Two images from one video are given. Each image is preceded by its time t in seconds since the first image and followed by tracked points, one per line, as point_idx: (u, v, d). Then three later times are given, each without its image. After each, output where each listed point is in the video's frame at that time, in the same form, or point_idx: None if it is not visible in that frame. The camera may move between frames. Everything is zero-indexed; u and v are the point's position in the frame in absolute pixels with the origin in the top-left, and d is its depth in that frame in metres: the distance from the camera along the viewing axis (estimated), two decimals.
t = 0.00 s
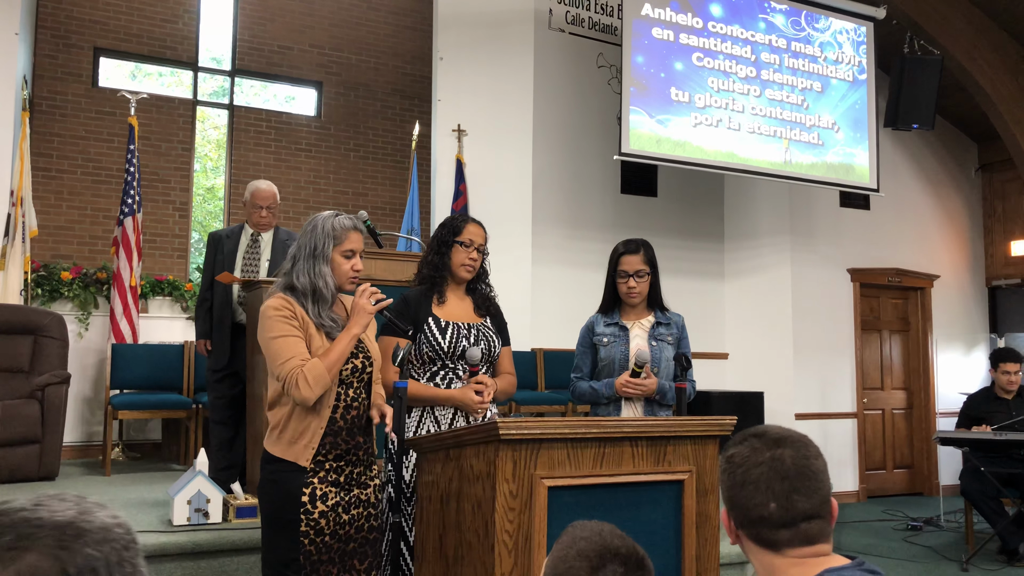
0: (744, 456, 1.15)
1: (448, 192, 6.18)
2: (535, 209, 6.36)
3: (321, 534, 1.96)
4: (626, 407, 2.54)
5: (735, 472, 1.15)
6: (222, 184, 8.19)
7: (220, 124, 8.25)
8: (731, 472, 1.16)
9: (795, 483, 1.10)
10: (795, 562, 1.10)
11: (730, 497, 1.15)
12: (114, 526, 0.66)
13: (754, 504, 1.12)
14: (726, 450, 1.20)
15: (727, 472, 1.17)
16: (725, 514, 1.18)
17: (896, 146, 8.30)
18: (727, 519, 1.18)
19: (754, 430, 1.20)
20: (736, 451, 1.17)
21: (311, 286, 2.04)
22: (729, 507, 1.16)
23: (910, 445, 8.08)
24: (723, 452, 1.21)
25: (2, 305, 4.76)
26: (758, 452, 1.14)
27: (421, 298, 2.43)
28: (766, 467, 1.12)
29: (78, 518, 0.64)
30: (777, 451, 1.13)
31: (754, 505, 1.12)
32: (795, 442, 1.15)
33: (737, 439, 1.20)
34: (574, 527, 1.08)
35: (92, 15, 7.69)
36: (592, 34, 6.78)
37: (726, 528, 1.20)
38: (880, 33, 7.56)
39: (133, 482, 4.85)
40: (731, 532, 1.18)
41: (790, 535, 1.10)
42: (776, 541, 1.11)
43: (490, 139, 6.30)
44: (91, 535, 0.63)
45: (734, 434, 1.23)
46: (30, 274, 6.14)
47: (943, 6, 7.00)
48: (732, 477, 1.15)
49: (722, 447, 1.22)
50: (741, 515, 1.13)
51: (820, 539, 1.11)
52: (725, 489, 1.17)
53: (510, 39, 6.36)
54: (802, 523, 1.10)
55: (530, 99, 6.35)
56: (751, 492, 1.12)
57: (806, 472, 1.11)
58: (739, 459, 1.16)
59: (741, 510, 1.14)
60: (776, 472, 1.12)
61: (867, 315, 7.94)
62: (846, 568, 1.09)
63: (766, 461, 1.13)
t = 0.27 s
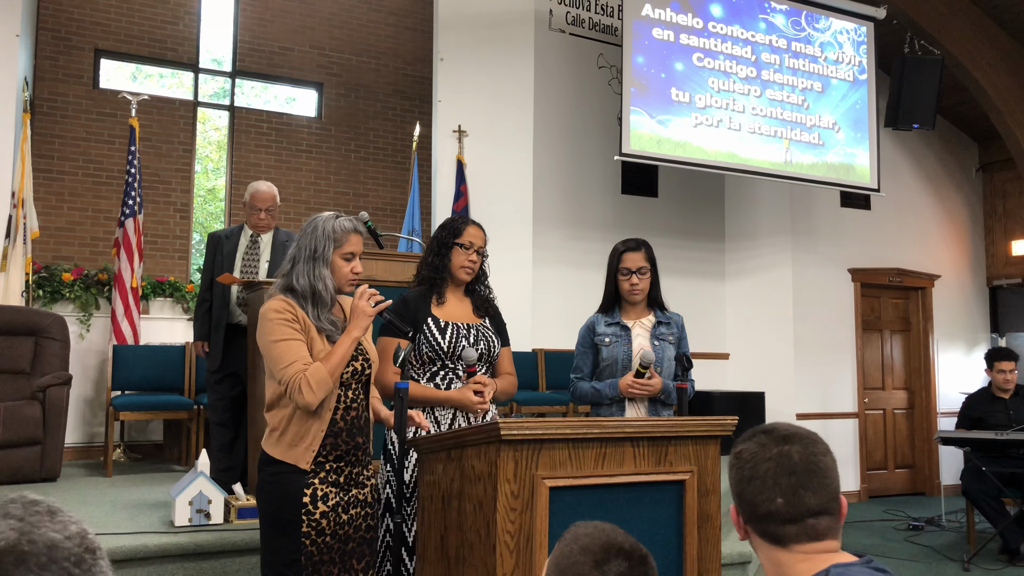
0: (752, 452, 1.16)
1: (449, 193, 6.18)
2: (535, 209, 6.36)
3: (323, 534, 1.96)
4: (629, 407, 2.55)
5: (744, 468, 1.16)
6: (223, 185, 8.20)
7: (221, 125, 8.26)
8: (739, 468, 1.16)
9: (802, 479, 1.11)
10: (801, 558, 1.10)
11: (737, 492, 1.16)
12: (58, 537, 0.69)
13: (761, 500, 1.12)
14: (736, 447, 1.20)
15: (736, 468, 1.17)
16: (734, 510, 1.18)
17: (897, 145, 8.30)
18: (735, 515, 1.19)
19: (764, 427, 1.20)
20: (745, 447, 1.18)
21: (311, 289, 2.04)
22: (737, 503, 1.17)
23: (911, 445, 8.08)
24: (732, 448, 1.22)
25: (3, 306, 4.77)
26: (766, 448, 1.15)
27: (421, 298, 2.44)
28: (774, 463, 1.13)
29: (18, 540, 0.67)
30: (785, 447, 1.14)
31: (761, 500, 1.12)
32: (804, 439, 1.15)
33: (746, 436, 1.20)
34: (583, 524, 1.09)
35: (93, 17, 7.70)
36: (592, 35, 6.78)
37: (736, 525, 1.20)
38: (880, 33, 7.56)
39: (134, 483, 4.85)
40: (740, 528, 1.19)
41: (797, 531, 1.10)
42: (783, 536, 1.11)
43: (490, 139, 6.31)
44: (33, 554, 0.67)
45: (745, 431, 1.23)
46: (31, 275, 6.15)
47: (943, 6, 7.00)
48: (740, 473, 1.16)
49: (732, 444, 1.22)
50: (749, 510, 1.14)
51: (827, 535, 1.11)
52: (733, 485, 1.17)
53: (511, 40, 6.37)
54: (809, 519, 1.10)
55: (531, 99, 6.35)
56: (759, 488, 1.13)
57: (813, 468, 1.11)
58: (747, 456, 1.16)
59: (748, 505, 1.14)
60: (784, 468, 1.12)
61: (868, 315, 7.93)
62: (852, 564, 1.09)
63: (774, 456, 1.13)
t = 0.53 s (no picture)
0: (750, 450, 1.16)
1: (450, 192, 6.18)
2: (537, 208, 6.36)
3: (325, 532, 1.96)
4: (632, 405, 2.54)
5: (744, 466, 1.16)
6: (224, 184, 8.21)
7: (222, 125, 8.27)
8: (740, 466, 1.16)
9: (799, 474, 1.11)
10: (804, 553, 1.11)
11: (737, 490, 1.16)
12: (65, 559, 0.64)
13: (761, 497, 1.12)
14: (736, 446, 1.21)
15: (737, 466, 1.17)
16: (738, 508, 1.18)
17: (898, 144, 8.29)
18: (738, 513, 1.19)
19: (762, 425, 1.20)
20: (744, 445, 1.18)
21: (314, 288, 2.04)
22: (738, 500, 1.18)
23: (914, 444, 8.07)
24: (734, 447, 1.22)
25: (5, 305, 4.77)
26: (763, 445, 1.15)
27: (422, 297, 2.43)
28: (772, 461, 1.13)
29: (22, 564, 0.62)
30: (782, 443, 1.13)
31: (759, 496, 1.13)
32: (801, 434, 1.14)
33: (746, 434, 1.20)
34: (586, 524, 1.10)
35: (94, 16, 7.70)
36: (593, 33, 6.78)
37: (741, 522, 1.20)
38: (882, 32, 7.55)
39: (135, 483, 4.86)
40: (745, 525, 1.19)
41: (797, 526, 1.10)
42: (784, 532, 1.11)
43: (492, 139, 6.31)
44: None
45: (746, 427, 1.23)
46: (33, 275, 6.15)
47: (945, 5, 6.99)
48: (739, 471, 1.16)
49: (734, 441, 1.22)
50: (749, 506, 1.14)
51: (828, 530, 1.10)
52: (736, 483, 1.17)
53: (512, 39, 6.36)
54: (808, 514, 1.10)
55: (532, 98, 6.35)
56: (759, 485, 1.13)
57: (811, 463, 1.11)
58: (747, 454, 1.16)
59: (748, 501, 1.15)
60: (781, 465, 1.12)
61: (870, 314, 7.93)
62: (853, 558, 1.09)
63: (770, 453, 1.13)
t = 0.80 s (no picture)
0: (747, 449, 1.16)
1: (451, 191, 6.17)
2: (538, 207, 6.36)
3: (330, 529, 1.96)
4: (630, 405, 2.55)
5: (742, 466, 1.16)
6: (226, 183, 8.21)
7: (224, 124, 8.28)
8: (739, 465, 1.17)
9: (794, 470, 1.11)
10: (802, 549, 1.11)
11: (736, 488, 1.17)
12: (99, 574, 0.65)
13: (760, 495, 1.13)
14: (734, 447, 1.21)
15: (737, 466, 1.17)
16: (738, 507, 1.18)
17: (900, 142, 8.29)
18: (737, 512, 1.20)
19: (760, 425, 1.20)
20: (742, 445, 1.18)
21: (322, 287, 2.04)
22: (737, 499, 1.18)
23: (915, 443, 8.07)
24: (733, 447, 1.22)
25: (7, 304, 4.77)
26: (758, 443, 1.16)
27: (424, 297, 2.43)
28: (769, 459, 1.13)
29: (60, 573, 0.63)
30: (776, 440, 1.14)
31: (756, 494, 1.13)
32: (796, 431, 1.15)
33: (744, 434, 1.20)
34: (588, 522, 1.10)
35: (96, 15, 7.70)
36: (594, 32, 6.77)
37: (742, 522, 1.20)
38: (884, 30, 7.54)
39: (136, 481, 4.86)
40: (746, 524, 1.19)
41: (794, 522, 1.10)
42: (784, 529, 1.11)
43: (493, 137, 6.31)
44: None
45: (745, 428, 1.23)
46: (35, 274, 6.16)
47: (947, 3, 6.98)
48: (736, 469, 1.17)
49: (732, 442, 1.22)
50: (747, 504, 1.15)
51: (826, 525, 1.10)
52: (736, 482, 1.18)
53: (513, 38, 6.36)
54: (804, 510, 1.10)
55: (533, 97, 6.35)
56: (756, 483, 1.13)
57: (806, 459, 1.11)
58: (745, 453, 1.16)
59: (747, 499, 1.15)
60: (777, 462, 1.12)
61: (871, 313, 7.92)
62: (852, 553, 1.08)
63: (765, 451, 1.14)
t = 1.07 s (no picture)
0: (739, 452, 1.16)
1: (452, 190, 6.17)
2: (539, 206, 6.36)
3: (337, 527, 1.98)
4: (625, 404, 2.55)
5: (735, 467, 1.16)
6: (226, 182, 8.22)
7: (224, 122, 8.29)
8: (731, 468, 1.17)
9: (784, 470, 1.11)
10: (794, 549, 1.11)
11: (727, 491, 1.17)
12: None
13: (752, 495, 1.13)
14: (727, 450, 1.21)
15: (729, 468, 1.17)
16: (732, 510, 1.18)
17: (901, 142, 8.28)
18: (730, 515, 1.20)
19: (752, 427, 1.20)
20: (734, 447, 1.18)
21: (331, 285, 2.05)
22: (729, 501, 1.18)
23: (915, 442, 8.07)
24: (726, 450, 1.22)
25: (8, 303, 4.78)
26: (748, 444, 1.16)
27: (424, 297, 2.43)
28: (762, 459, 1.13)
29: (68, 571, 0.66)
30: (767, 441, 1.14)
31: (748, 495, 1.13)
32: (785, 431, 1.15)
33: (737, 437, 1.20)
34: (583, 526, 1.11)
35: (96, 14, 7.70)
36: (595, 31, 6.77)
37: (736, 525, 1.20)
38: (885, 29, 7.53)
39: (137, 480, 4.86)
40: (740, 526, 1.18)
41: (786, 522, 1.10)
42: (779, 529, 1.11)
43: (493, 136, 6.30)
44: None
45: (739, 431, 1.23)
46: (35, 273, 6.17)
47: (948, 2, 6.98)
48: (727, 470, 1.17)
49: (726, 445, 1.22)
50: (739, 506, 1.15)
51: (817, 525, 1.10)
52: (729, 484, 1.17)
53: (513, 37, 6.36)
54: (796, 510, 1.10)
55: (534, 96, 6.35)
56: (750, 483, 1.13)
57: (796, 458, 1.12)
58: (738, 454, 1.16)
59: (739, 501, 1.15)
60: (770, 462, 1.12)
61: (872, 312, 7.92)
62: (844, 552, 1.08)
63: (756, 451, 1.14)
